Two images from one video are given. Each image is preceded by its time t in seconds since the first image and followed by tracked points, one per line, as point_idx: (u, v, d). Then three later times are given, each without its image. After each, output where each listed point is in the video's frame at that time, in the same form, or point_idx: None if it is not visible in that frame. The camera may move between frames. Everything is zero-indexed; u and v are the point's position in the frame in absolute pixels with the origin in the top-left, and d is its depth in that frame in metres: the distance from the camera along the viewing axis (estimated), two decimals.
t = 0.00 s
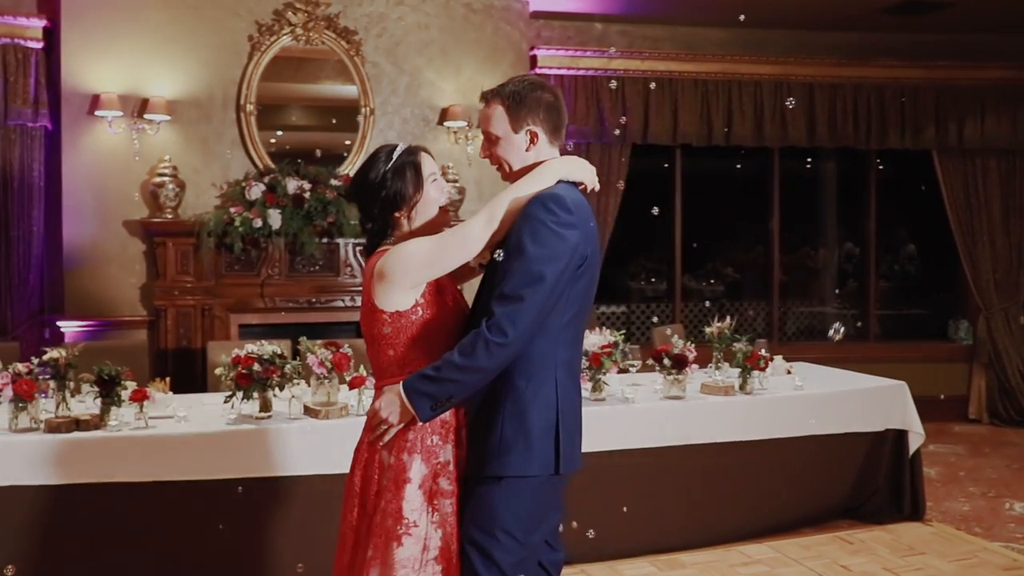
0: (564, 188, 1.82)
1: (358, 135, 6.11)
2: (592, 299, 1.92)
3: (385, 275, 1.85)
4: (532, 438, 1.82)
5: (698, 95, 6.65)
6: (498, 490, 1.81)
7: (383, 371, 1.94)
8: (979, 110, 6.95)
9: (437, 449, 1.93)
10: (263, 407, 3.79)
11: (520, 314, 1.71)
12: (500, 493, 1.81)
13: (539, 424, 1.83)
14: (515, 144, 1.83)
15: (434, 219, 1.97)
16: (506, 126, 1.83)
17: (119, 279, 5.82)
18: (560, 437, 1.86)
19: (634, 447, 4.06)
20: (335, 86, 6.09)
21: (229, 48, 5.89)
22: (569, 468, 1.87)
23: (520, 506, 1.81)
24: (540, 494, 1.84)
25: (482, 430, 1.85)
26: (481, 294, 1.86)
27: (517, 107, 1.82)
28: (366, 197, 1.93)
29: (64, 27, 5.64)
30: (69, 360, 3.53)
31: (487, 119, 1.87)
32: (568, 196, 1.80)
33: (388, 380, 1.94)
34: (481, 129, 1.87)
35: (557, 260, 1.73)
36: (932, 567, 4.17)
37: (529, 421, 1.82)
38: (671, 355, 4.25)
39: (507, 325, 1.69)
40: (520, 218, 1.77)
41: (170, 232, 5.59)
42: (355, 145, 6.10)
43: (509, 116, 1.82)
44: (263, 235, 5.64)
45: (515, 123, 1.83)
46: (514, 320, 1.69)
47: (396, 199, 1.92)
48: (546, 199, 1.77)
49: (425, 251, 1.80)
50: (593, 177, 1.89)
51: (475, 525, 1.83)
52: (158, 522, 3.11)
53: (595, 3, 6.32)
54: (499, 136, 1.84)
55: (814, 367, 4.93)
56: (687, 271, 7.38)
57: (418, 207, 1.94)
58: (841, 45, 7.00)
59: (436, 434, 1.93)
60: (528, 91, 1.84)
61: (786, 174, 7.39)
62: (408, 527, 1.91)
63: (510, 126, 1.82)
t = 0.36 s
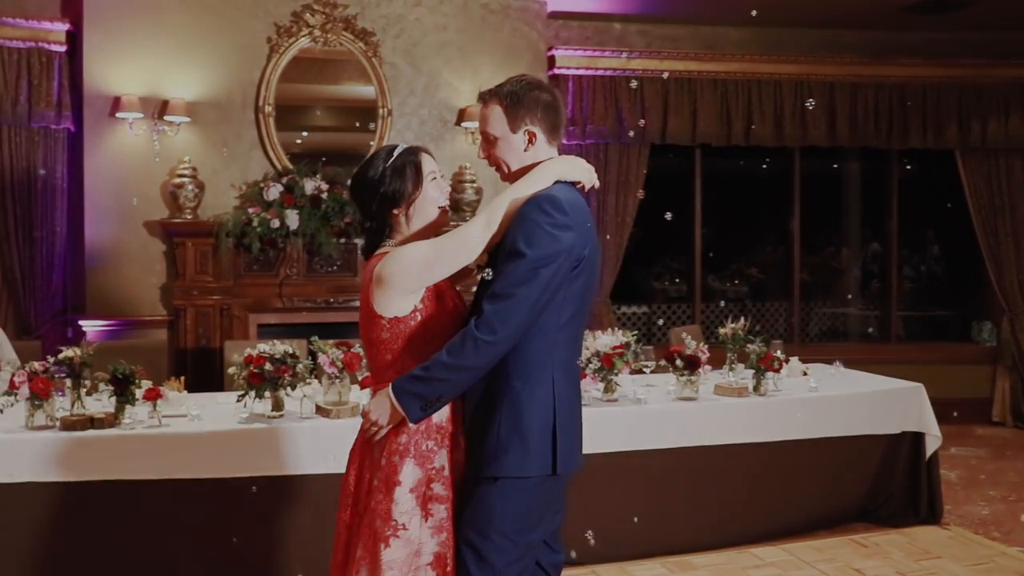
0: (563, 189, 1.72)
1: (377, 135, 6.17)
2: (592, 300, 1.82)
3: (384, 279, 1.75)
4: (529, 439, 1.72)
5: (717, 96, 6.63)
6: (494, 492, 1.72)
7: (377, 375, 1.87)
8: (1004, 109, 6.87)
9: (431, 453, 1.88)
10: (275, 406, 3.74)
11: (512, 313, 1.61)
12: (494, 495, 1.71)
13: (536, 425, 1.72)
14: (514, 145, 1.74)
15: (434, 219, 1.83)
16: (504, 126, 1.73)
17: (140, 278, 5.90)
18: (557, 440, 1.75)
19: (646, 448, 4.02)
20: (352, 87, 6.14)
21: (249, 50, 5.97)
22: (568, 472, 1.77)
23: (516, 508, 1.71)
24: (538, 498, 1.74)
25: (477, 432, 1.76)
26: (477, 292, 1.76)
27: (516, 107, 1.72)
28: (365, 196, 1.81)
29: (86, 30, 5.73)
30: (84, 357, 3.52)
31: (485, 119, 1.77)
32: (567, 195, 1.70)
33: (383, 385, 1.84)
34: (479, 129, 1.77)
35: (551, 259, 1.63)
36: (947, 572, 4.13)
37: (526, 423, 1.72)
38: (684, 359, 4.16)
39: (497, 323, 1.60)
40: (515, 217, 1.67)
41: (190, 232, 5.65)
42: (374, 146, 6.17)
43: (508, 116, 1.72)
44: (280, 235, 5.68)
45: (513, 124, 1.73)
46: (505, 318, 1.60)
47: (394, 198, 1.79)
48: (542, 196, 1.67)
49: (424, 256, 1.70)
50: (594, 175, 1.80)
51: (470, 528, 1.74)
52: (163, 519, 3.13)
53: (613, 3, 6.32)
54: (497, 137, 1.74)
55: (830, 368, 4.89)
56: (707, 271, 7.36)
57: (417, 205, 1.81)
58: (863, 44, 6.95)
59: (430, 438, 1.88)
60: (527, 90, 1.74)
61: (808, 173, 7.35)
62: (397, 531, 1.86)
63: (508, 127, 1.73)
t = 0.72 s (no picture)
0: (563, 188, 1.64)
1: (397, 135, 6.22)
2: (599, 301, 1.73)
3: (382, 284, 1.69)
4: (526, 444, 1.63)
5: (738, 94, 6.60)
6: (490, 497, 1.64)
7: (379, 374, 1.78)
8: None
9: (436, 455, 1.79)
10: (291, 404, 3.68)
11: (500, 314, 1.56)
12: (491, 499, 1.64)
13: (534, 429, 1.64)
14: (514, 142, 1.65)
15: (436, 218, 1.79)
16: (503, 123, 1.65)
17: (162, 277, 5.96)
18: (556, 444, 1.66)
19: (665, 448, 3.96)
20: (371, 87, 6.18)
21: (269, 51, 6.02)
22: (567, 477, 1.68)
23: (512, 513, 1.64)
24: (535, 508, 1.66)
25: (474, 435, 1.69)
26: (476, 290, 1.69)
27: (515, 103, 1.63)
28: (364, 193, 1.76)
29: (109, 32, 5.80)
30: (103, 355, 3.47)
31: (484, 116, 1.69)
32: (565, 194, 1.62)
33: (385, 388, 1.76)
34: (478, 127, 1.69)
35: (544, 259, 1.57)
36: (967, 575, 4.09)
37: (523, 426, 1.64)
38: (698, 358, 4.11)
39: (484, 325, 1.55)
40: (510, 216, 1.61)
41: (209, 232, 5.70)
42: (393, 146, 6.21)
43: (507, 113, 1.64)
44: (300, 235, 5.71)
45: (512, 120, 1.65)
46: (493, 319, 1.55)
47: (394, 195, 1.75)
48: (539, 195, 1.60)
49: (424, 259, 1.64)
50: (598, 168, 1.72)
51: (467, 531, 1.68)
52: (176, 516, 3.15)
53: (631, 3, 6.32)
54: (497, 134, 1.66)
55: (848, 368, 4.86)
56: (730, 270, 7.32)
57: (417, 203, 1.76)
58: (885, 42, 6.90)
59: (435, 440, 1.78)
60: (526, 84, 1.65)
61: (830, 172, 7.31)
62: (402, 534, 1.78)
63: (507, 124, 1.65)
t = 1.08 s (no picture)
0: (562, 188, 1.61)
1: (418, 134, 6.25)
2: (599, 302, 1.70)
3: (376, 283, 1.69)
4: (526, 455, 1.62)
5: (761, 93, 6.55)
6: (489, 509, 1.63)
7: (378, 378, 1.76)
8: None
9: (435, 462, 1.76)
10: (310, 403, 3.64)
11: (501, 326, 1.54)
12: (489, 512, 1.63)
13: (533, 438, 1.62)
14: (505, 132, 1.64)
15: (433, 215, 1.78)
16: (494, 114, 1.65)
17: (184, 276, 6.00)
18: (556, 453, 1.65)
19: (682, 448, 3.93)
20: (391, 86, 6.20)
21: (292, 52, 6.06)
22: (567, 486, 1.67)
23: (512, 527, 1.62)
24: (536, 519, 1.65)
25: (471, 444, 1.67)
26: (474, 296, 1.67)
27: (505, 93, 1.63)
28: (362, 188, 1.77)
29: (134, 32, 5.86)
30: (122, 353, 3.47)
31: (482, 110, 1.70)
32: (566, 197, 1.59)
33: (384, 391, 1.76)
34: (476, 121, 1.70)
35: (545, 268, 1.54)
36: None
37: (523, 436, 1.62)
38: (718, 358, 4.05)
39: (484, 338, 1.53)
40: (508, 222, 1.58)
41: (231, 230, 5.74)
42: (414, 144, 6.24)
43: (497, 103, 1.63)
44: (324, 234, 5.73)
45: (503, 110, 1.64)
46: (493, 332, 1.53)
47: (390, 190, 1.74)
48: (538, 199, 1.57)
49: (415, 259, 1.64)
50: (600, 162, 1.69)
51: (465, 543, 1.67)
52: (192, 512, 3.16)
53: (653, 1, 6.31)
54: (490, 125, 1.66)
55: (869, 369, 4.83)
56: (752, 270, 7.27)
57: (414, 199, 1.76)
58: (910, 39, 6.84)
59: (434, 447, 1.76)
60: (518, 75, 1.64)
61: (855, 171, 7.26)
62: (401, 542, 1.76)
63: (497, 114, 1.64)
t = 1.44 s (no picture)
0: (552, 184, 1.56)
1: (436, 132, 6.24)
2: (594, 307, 1.66)
3: (358, 281, 1.69)
4: (515, 467, 1.59)
5: (781, 92, 6.51)
6: (476, 522, 1.60)
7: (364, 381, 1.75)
8: None
9: (420, 471, 1.74)
10: (324, 400, 3.63)
11: (485, 336, 1.51)
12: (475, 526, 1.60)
13: (522, 448, 1.59)
14: (483, 121, 1.62)
15: (423, 207, 1.77)
16: (473, 103, 1.62)
17: (204, 274, 6.03)
18: (549, 463, 1.61)
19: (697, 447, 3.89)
20: (409, 85, 6.20)
21: (310, 51, 6.08)
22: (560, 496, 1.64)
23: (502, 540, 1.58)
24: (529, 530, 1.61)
25: (461, 453, 1.64)
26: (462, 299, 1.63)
27: (483, 80, 1.60)
28: (353, 175, 1.74)
29: (154, 33, 5.89)
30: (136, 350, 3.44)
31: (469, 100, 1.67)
32: (557, 199, 1.54)
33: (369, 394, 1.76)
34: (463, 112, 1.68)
35: (531, 276, 1.50)
36: None
37: (511, 447, 1.59)
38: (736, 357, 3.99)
39: (467, 350, 1.51)
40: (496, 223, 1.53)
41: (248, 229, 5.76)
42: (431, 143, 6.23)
43: (475, 91, 1.61)
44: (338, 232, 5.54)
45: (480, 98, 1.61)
46: (477, 344, 1.51)
47: (384, 178, 1.73)
48: (527, 199, 1.52)
49: (395, 257, 1.63)
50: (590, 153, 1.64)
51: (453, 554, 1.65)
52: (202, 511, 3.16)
53: None
54: (471, 114, 1.63)
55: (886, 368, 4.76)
56: (772, 270, 7.22)
57: (407, 190, 1.75)
58: (932, 37, 6.77)
59: (419, 455, 1.74)
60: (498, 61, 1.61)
61: (876, 170, 7.19)
62: (386, 550, 1.75)
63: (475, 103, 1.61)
